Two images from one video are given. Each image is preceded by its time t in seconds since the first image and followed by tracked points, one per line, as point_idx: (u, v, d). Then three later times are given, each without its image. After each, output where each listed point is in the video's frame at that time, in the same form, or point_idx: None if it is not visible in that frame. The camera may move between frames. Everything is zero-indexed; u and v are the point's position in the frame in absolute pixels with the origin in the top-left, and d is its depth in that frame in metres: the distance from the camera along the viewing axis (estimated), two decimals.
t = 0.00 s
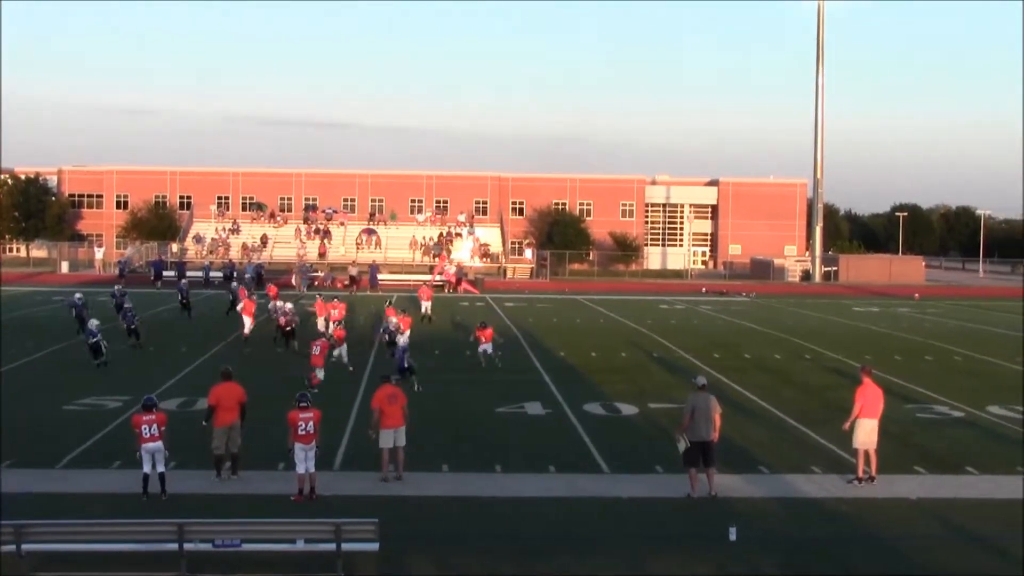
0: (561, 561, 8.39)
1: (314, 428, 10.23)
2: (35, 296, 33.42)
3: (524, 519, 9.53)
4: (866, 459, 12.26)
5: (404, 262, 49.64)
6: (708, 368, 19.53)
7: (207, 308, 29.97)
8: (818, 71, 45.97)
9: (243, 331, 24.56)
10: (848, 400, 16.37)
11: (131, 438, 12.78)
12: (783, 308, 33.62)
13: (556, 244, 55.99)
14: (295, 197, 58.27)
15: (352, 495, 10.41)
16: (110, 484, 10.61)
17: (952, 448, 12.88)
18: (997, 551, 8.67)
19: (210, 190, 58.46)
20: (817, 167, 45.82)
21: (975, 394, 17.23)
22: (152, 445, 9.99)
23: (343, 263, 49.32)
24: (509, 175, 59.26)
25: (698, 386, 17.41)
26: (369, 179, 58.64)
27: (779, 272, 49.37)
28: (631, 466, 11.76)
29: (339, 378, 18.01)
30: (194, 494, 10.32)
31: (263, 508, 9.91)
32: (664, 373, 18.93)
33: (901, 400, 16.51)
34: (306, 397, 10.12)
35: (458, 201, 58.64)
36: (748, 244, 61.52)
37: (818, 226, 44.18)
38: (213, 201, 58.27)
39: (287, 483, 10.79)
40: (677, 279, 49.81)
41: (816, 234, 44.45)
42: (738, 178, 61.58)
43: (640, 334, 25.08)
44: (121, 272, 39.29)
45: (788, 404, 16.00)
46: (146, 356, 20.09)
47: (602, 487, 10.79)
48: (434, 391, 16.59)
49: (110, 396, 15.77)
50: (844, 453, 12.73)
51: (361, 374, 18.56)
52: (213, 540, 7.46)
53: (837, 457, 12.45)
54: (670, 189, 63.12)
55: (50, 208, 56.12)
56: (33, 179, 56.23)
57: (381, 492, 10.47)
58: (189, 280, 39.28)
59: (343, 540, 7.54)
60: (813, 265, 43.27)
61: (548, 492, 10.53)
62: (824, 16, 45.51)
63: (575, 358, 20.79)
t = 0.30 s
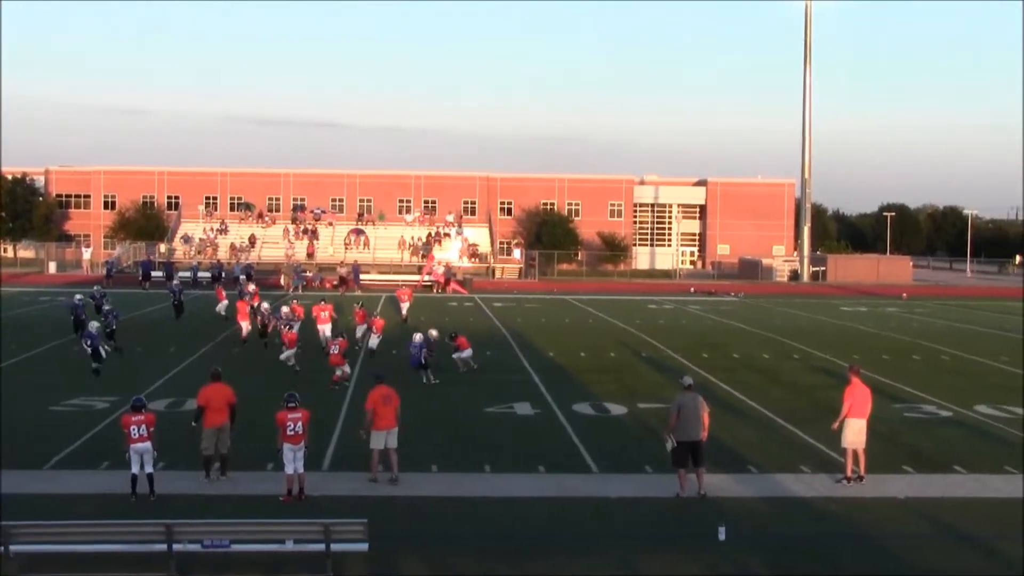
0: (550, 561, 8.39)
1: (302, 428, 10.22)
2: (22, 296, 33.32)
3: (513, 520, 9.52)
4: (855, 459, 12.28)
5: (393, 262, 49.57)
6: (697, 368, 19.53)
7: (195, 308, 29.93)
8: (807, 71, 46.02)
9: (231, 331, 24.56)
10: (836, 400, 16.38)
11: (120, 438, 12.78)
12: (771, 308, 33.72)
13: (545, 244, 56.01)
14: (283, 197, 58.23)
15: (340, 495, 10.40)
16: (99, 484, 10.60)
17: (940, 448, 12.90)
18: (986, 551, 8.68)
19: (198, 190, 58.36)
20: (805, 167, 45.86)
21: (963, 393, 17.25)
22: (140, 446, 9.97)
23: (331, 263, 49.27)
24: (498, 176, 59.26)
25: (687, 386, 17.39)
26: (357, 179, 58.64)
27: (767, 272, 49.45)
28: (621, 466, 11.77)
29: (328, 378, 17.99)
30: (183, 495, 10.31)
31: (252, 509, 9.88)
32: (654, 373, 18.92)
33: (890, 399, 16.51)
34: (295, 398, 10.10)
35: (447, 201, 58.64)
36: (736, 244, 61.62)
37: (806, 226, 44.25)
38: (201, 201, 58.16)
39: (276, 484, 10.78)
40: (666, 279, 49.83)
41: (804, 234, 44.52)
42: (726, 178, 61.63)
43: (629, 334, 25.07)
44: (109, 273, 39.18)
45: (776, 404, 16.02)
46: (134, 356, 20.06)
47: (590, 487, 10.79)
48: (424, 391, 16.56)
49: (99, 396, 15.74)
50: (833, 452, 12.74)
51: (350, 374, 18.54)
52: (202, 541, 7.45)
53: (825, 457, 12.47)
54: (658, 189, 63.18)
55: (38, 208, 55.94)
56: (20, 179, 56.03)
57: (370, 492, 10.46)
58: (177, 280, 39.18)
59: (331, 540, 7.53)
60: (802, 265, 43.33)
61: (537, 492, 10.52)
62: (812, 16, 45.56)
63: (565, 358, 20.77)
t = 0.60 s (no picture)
0: (552, 560, 8.38)
1: (306, 428, 10.22)
2: (26, 296, 33.30)
3: (515, 520, 9.51)
4: (859, 459, 12.26)
5: (397, 262, 49.55)
6: (700, 368, 19.49)
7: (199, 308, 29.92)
8: (812, 71, 46.00)
9: (234, 330, 24.55)
10: (840, 400, 16.36)
11: (124, 438, 12.78)
12: (775, 308, 33.70)
13: (549, 243, 56.00)
14: (288, 196, 58.28)
15: (343, 495, 10.40)
16: (102, 484, 10.61)
17: (943, 448, 12.89)
18: (987, 551, 8.68)
19: (202, 190, 58.35)
20: (809, 167, 45.84)
21: (967, 394, 17.22)
22: (141, 446, 9.97)
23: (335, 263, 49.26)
24: (502, 175, 59.27)
25: (690, 386, 17.36)
26: (362, 178, 58.68)
27: (772, 271, 49.45)
28: (624, 467, 11.76)
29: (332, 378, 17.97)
30: (186, 495, 10.31)
31: (254, 508, 9.89)
32: (658, 373, 18.89)
33: (893, 399, 16.49)
34: (298, 398, 10.10)
35: (451, 201, 58.67)
36: (740, 244, 61.63)
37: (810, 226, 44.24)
38: (206, 200, 58.18)
39: (279, 483, 10.79)
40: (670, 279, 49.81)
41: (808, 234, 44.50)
42: (731, 177, 61.72)
43: (633, 334, 25.03)
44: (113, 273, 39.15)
45: (780, 403, 16.00)
46: (138, 356, 20.03)
47: (593, 486, 10.78)
48: (429, 391, 16.53)
49: (102, 397, 15.72)
50: (837, 452, 12.73)
51: (354, 373, 18.53)
52: (206, 540, 7.45)
53: (830, 457, 12.45)
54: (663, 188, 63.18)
55: (42, 207, 55.90)
56: (25, 179, 55.98)
57: (373, 492, 10.46)
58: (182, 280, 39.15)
59: (335, 540, 7.53)
60: (806, 264, 43.31)
61: (540, 492, 10.52)
62: (817, 16, 45.52)
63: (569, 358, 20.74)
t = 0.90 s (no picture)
0: (552, 560, 8.37)
1: (308, 428, 10.21)
2: (29, 296, 33.30)
3: (517, 520, 9.50)
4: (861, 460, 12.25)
5: (398, 262, 49.50)
6: (703, 368, 19.45)
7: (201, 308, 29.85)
8: (814, 71, 45.97)
9: (236, 330, 24.53)
10: (842, 400, 16.32)
11: (125, 438, 12.77)
12: (777, 308, 33.67)
13: (551, 243, 56.02)
14: (290, 196, 58.31)
15: (345, 494, 10.39)
16: (103, 484, 10.60)
17: (946, 448, 12.86)
18: (990, 550, 8.67)
19: (205, 189, 58.35)
20: (811, 167, 45.82)
21: (968, 393, 17.19)
22: (140, 446, 9.96)
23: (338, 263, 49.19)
24: (504, 175, 59.29)
25: (693, 386, 17.33)
26: (364, 178, 58.66)
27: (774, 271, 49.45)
28: (627, 466, 11.75)
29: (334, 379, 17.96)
30: (186, 494, 10.30)
31: (255, 508, 9.88)
32: (659, 372, 18.89)
33: (895, 399, 16.46)
34: (300, 397, 10.10)
35: (453, 201, 58.67)
36: (742, 244, 61.64)
37: (812, 226, 44.23)
38: (208, 200, 58.15)
39: (280, 484, 10.77)
40: (672, 278, 49.80)
41: (810, 234, 44.49)
42: (733, 177, 61.80)
43: (635, 333, 25.03)
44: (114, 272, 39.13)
45: (782, 404, 15.98)
46: (139, 356, 20.00)
47: (594, 486, 10.77)
48: (431, 391, 16.53)
49: (104, 396, 15.72)
50: (839, 452, 12.71)
51: (356, 373, 18.52)
52: (207, 540, 7.45)
53: (832, 457, 12.43)
54: (665, 188, 63.21)
55: (44, 207, 55.90)
56: (27, 179, 55.96)
57: (376, 492, 10.45)
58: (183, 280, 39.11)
59: (337, 540, 7.53)
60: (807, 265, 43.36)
61: (542, 491, 10.51)
62: (819, 16, 45.48)
63: (571, 357, 20.70)
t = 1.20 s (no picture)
0: (552, 561, 8.36)
1: (309, 427, 10.21)
2: (30, 296, 33.30)
3: (517, 520, 9.50)
4: (863, 460, 12.24)
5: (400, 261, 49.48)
6: (705, 368, 19.43)
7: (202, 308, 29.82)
8: (815, 70, 45.96)
9: (237, 330, 24.52)
10: (843, 400, 16.32)
11: (125, 438, 12.76)
12: (778, 308, 33.68)
13: (552, 243, 56.04)
14: (291, 196, 58.28)
15: (346, 494, 10.38)
16: (105, 484, 10.59)
17: (947, 448, 12.86)
18: (990, 551, 8.67)
19: (206, 189, 58.34)
20: (812, 166, 45.83)
21: (969, 393, 17.17)
22: (142, 445, 9.96)
23: (339, 263, 49.17)
24: (506, 175, 59.34)
25: (693, 386, 17.32)
26: (365, 178, 58.65)
27: (775, 271, 49.48)
28: (629, 466, 11.75)
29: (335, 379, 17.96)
30: (187, 494, 10.29)
31: (256, 508, 9.89)
32: (661, 372, 18.88)
33: (896, 399, 16.45)
34: (301, 398, 10.09)
35: (454, 200, 58.68)
36: (744, 244, 61.67)
37: (813, 226, 44.23)
38: (209, 200, 58.14)
39: (282, 484, 10.75)
40: (673, 278, 49.81)
41: (811, 234, 44.49)
42: (734, 177, 61.87)
43: (636, 333, 25.04)
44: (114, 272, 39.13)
45: (784, 404, 15.97)
46: (139, 356, 19.98)
47: (596, 486, 10.76)
48: (432, 391, 16.53)
49: (104, 396, 15.73)
50: (840, 452, 12.71)
51: (357, 373, 18.51)
52: (209, 540, 7.45)
53: (833, 457, 12.42)
54: (666, 188, 63.23)
55: (46, 207, 55.87)
56: (28, 179, 55.94)
57: (377, 492, 10.44)
58: (184, 280, 39.09)
59: (338, 540, 7.53)
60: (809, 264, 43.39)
61: (543, 492, 10.51)
62: (820, 16, 45.48)
63: (573, 357, 20.70)
